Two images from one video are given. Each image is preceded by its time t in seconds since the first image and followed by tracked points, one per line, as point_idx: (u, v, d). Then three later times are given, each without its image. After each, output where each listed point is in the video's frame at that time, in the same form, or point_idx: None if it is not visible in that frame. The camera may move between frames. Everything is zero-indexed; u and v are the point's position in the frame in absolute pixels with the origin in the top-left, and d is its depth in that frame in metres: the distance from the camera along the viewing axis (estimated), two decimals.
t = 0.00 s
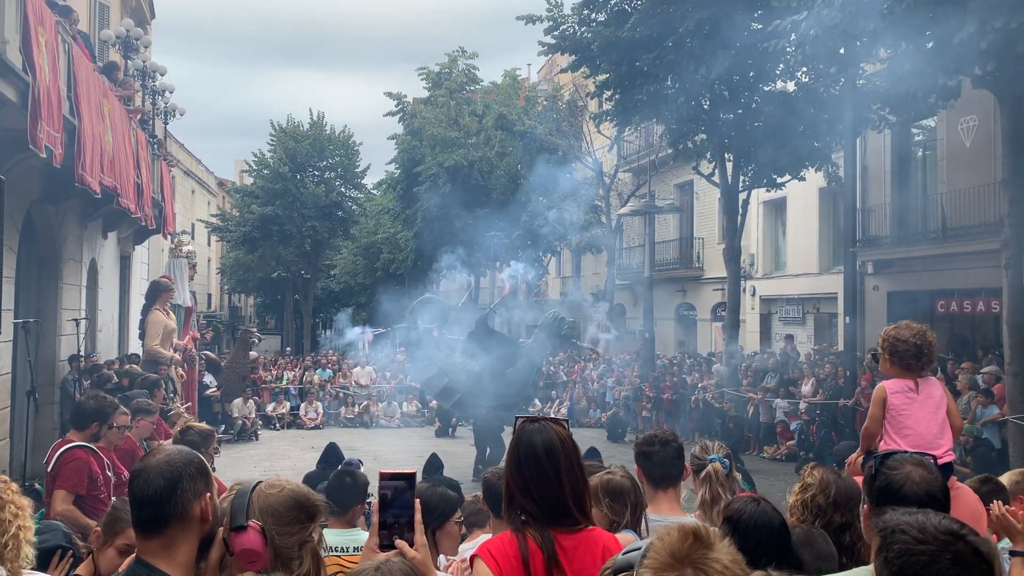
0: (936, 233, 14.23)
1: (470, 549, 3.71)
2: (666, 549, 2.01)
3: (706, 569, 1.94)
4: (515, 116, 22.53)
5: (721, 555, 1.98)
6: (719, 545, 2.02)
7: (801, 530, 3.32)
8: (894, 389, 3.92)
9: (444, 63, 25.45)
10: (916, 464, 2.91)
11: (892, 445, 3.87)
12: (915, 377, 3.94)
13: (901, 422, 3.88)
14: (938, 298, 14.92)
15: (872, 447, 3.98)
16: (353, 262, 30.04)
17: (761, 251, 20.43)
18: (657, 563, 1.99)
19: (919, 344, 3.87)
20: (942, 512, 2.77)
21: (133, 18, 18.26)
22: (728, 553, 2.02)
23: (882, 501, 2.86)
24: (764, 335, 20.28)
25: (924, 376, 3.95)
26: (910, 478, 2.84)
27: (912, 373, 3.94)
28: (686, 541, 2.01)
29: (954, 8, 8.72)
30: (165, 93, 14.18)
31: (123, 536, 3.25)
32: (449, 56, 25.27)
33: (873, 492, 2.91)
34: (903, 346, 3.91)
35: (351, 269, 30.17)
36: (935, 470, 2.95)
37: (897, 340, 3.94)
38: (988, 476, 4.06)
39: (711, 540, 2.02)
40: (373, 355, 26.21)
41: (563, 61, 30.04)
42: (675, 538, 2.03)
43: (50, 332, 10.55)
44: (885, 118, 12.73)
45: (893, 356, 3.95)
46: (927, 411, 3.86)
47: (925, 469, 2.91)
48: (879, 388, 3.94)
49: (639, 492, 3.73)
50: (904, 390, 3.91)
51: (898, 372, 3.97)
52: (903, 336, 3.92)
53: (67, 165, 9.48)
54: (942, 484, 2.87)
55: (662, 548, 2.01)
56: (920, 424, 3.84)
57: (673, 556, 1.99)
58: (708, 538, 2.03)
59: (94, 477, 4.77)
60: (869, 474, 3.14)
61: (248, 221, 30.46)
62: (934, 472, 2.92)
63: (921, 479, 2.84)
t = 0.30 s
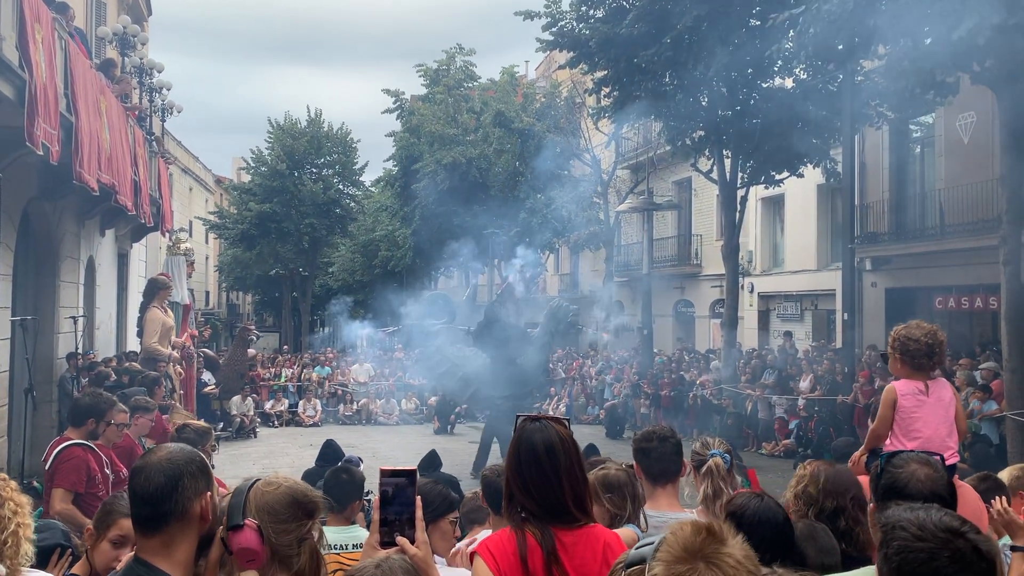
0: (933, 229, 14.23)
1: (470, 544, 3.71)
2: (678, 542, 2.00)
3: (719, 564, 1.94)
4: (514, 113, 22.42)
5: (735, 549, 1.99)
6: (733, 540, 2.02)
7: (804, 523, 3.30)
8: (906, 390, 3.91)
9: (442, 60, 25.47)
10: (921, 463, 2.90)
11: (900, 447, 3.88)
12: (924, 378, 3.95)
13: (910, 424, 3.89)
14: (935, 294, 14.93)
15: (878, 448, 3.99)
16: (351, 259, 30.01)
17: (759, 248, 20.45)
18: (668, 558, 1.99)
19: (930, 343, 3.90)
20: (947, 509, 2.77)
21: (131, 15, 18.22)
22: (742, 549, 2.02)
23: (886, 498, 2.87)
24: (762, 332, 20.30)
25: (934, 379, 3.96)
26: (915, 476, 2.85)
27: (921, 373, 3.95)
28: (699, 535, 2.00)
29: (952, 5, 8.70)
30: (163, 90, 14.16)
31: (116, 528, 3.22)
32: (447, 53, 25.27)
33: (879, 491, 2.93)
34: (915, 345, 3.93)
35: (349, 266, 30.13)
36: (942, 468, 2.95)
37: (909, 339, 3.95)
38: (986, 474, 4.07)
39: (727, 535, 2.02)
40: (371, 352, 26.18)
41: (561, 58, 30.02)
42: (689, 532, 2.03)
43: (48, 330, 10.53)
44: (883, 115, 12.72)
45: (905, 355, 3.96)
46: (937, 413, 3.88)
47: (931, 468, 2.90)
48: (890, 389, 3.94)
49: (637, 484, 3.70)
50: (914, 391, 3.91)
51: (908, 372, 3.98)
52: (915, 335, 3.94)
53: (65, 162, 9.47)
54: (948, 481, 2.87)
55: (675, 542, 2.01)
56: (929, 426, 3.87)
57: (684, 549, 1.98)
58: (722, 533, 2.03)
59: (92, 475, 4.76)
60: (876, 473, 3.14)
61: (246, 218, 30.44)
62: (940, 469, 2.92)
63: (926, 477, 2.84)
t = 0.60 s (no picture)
0: (931, 226, 14.25)
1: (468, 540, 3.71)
2: (683, 539, 2.01)
3: (724, 560, 1.93)
4: (512, 110, 22.46)
5: (740, 546, 1.98)
6: (739, 536, 2.02)
7: (804, 518, 3.31)
8: (913, 386, 3.93)
9: (439, 57, 25.45)
10: (916, 457, 2.91)
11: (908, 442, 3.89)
12: (929, 373, 3.97)
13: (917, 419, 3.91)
14: (933, 291, 14.97)
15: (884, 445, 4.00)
16: (348, 256, 29.97)
17: (756, 245, 20.47)
18: (674, 554, 1.98)
19: (935, 338, 3.92)
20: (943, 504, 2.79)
21: (127, 11, 18.16)
22: (749, 545, 2.01)
23: (882, 492, 2.88)
24: (759, 329, 20.34)
25: (938, 372, 3.99)
26: (910, 470, 2.86)
27: (926, 368, 3.98)
28: (705, 532, 2.00)
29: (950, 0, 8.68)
30: (159, 86, 14.13)
31: (112, 523, 3.22)
32: (444, 50, 25.24)
33: (874, 485, 2.93)
34: (919, 340, 3.95)
35: (346, 263, 30.11)
36: (937, 462, 2.95)
37: (913, 335, 3.98)
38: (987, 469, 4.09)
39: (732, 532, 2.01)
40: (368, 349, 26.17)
41: (558, 55, 30.00)
42: (694, 530, 2.03)
43: (44, 327, 10.51)
44: (880, 112, 12.72)
45: (909, 350, 3.98)
46: (943, 407, 3.90)
47: (926, 462, 2.91)
48: (896, 385, 3.96)
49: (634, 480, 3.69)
50: (921, 386, 3.93)
51: (912, 368, 4.00)
52: (919, 330, 3.96)
53: (61, 160, 9.45)
54: (943, 474, 2.88)
55: (681, 539, 2.01)
56: (935, 421, 3.89)
57: (689, 546, 1.98)
58: (727, 530, 2.02)
59: (89, 471, 4.76)
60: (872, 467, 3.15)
61: (242, 216, 30.41)
62: (934, 463, 2.93)
63: (922, 471, 2.85)
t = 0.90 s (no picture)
0: (926, 224, 14.28)
1: (466, 538, 3.71)
2: (687, 546, 2.00)
3: (731, 566, 1.92)
4: (508, 107, 22.39)
5: (746, 550, 1.97)
6: (745, 540, 2.01)
7: (800, 514, 3.32)
8: (908, 376, 3.94)
9: (436, 54, 25.43)
10: (911, 452, 2.93)
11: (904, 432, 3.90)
12: (924, 364, 3.99)
13: (913, 409, 3.92)
14: (928, 288, 15.02)
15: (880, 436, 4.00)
16: (344, 253, 29.94)
17: (752, 242, 20.51)
18: (678, 560, 1.98)
19: (930, 330, 3.95)
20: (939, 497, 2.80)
21: (121, 7, 18.09)
22: (753, 548, 2.02)
23: (879, 489, 2.87)
24: (755, 326, 20.37)
25: (933, 363, 4.01)
26: (907, 465, 2.86)
27: (922, 360, 3.99)
28: (709, 537, 2.00)
29: None
30: (155, 83, 14.09)
31: (107, 517, 3.20)
32: (440, 47, 25.21)
33: (870, 482, 2.92)
34: (915, 332, 3.97)
35: (342, 261, 30.08)
36: (931, 457, 2.97)
37: (908, 327, 4.00)
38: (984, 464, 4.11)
39: (737, 537, 2.00)
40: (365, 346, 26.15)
41: (555, 52, 29.99)
42: (698, 535, 2.03)
43: (40, 325, 10.48)
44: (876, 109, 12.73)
45: (904, 343, 4.00)
46: (939, 397, 3.91)
47: (921, 457, 2.92)
48: (891, 375, 3.97)
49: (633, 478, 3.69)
50: (916, 376, 3.95)
51: (907, 360, 4.02)
52: (914, 323, 3.99)
53: (57, 157, 9.43)
54: (938, 469, 2.89)
55: (684, 545, 2.00)
56: (932, 412, 3.89)
57: (694, 552, 1.97)
58: (732, 533, 2.02)
59: (85, 469, 4.75)
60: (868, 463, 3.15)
61: (238, 213, 30.35)
62: (928, 458, 2.94)
63: (918, 466, 2.86)
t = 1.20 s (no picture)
0: (921, 221, 14.32)
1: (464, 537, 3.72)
2: (684, 553, 2.00)
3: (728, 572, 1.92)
4: (503, 105, 22.30)
5: (745, 556, 1.97)
6: (745, 546, 2.01)
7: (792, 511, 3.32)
8: (896, 370, 3.96)
9: (431, 52, 25.39)
10: (902, 450, 2.94)
11: (893, 427, 3.92)
12: (914, 359, 4.00)
13: (900, 403, 3.93)
14: (922, 285, 15.06)
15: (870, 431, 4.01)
16: (340, 251, 29.91)
17: (749, 240, 20.56)
18: (675, 566, 1.98)
19: (922, 326, 3.95)
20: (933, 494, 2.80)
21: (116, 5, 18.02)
22: (751, 553, 2.02)
23: (873, 487, 2.88)
24: (751, 324, 20.42)
25: (925, 359, 4.01)
26: (899, 462, 2.87)
27: (912, 355, 4.00)
28: (706, 543, 2.00)
29: None
30: (150, 82, 14.04)
31: (103, 513, 3.20)
32: (436, 45, 25.19)
33: (864, 480, 2.93)
34: (906, 327, 3.97)
35: (338, 259, 30.05)
36: (922, 454, 2.98)
37: (900, 322, 4.01)
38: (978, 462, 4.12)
39: (733, 541, 2.00)
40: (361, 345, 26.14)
41: (551, 51, 29.99)
42: (695, 541, 2.03)
43: (35, 324, 10.45)
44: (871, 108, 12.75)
45: (896, 338, 4.01)
46: (928, 393, 3.91)
47: (912, 454, 2.93)
48: (880, 369, 3.99)
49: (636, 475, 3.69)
50: (904, 370, 3.96)
51: (897, 355, 4.03)
52: (906, 318, 3.99)
53: (51, 155, 9.41)
54: (930, 466, 2.90)
55: (681, 551, 2.01)
56: (922, 407, 3.90)
57: (691, 559, 1.98)
58: (730, 538, 2.02)
59: (83, 469, 4.74)
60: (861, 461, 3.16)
61: (234, 211, 30.29)
62: (920, 455, 2.96)
63: (910, 463, 2.87)
